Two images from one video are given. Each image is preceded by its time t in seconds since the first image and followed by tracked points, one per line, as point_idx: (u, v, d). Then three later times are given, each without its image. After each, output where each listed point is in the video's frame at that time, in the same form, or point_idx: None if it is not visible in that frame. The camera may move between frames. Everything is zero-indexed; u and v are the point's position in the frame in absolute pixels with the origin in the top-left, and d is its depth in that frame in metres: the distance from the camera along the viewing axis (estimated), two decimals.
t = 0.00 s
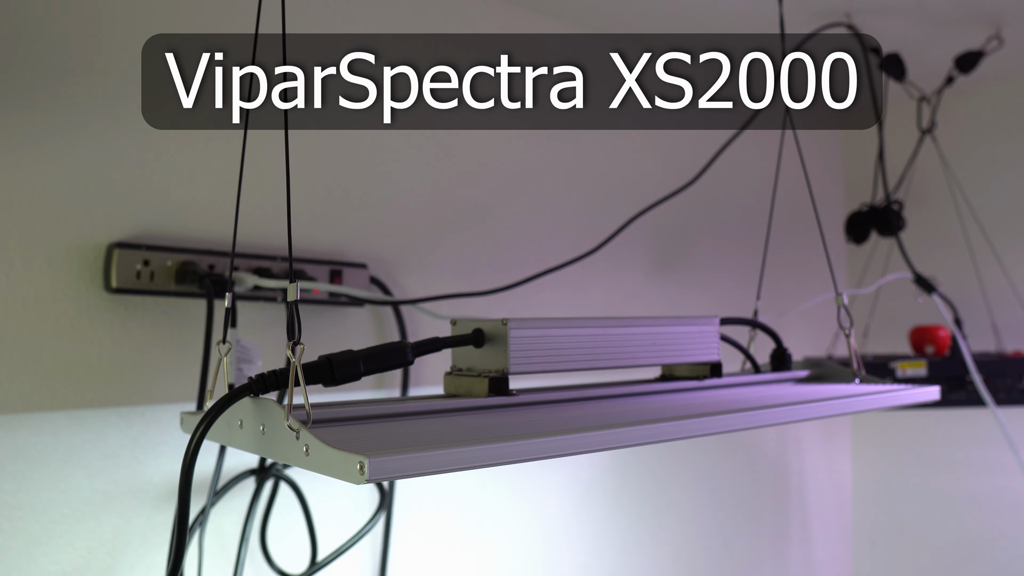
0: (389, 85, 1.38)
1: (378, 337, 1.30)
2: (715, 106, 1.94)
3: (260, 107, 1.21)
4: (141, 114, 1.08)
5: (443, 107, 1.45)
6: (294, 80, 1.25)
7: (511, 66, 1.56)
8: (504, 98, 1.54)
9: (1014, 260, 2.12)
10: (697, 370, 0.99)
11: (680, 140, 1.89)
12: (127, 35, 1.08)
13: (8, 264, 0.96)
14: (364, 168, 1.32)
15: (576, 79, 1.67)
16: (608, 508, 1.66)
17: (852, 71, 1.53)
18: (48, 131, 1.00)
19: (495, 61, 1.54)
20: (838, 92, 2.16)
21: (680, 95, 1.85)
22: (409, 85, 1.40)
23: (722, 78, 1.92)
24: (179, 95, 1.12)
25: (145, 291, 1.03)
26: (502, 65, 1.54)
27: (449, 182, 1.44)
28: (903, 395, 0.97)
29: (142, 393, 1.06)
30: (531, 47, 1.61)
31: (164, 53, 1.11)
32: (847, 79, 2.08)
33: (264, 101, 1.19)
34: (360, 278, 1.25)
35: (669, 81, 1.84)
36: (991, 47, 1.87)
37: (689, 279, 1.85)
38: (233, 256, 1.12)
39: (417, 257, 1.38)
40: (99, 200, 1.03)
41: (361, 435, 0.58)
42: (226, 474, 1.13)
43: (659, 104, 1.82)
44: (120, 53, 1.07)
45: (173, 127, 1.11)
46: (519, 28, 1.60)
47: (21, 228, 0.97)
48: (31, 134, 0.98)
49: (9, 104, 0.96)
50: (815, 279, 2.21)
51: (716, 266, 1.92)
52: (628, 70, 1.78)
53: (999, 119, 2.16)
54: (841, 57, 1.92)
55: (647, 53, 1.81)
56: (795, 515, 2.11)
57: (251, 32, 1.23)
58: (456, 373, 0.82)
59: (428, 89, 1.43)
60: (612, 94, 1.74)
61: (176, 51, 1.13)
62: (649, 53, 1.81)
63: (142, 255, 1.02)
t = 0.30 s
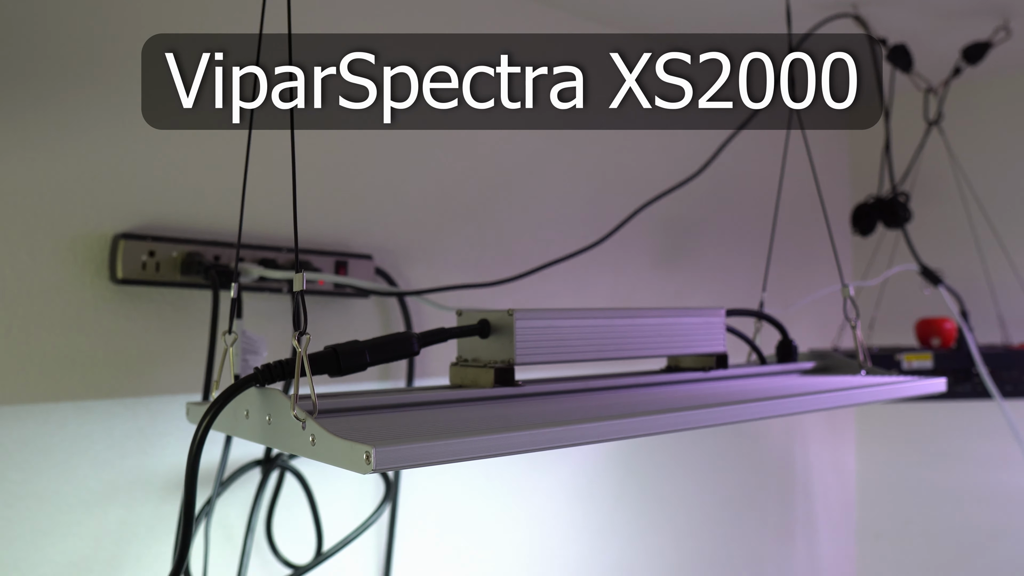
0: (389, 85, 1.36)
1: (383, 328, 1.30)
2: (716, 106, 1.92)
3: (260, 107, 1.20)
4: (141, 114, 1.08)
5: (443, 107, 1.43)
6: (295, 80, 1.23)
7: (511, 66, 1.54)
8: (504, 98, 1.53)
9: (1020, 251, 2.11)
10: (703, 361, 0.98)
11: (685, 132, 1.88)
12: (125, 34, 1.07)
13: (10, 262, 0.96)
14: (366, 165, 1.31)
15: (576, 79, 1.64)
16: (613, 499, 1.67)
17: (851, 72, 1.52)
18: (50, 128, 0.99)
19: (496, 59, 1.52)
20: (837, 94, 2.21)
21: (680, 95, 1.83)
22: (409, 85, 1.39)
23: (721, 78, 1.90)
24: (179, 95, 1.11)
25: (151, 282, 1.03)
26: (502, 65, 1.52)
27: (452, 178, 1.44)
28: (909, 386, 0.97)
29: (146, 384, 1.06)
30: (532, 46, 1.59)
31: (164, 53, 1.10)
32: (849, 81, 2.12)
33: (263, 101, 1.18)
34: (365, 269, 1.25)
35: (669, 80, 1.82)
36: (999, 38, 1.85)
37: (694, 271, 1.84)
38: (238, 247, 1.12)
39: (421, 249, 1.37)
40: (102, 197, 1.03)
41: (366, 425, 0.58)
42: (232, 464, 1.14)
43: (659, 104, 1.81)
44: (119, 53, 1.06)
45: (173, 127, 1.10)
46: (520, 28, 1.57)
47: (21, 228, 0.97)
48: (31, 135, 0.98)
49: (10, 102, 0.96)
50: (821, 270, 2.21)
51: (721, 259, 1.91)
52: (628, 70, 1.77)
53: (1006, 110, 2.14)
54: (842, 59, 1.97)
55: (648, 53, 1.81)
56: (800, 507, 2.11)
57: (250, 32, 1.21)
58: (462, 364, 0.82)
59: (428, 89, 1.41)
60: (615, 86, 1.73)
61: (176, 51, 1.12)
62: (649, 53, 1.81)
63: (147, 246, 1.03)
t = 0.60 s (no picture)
0: (389, 85, 1.35)
1: (382, 319, 1.30)
2: (715, 106, 1.92)
3: (260, 107, 1.19)
4: (141, 113, 1.07)
5: (443, 107, 1.43)
6: (295, 80, 1.22)
7: (511, 66, 1.53)
8: (504, 99, 1.52)
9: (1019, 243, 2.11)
10: (702, 352, 0.99)
11: (685, 124, 1.87)
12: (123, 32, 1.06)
13: (9, 257, 0.96)
14: (365, 160, 1.31)
15: (576, 79, 1.64)
16: (612, 489, 1.67)
17: (850, 72, 1.51)
18: (47, 121, 0.99)
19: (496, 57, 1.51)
20: (837, 94, 2.21)
21: (680, 95, 1.83)
22: (409, 85, 1.38)
23: (721, 78, 1.90)
24: (179, 95, 1.11)
25: (149, 273, 1.03)
26: (502, 65, 1.52)
27: (451, 174, 1.43)
28: (908, 377, 0.98)
29: (146, 375, 1.06)
30: (532, 43, 1.58)
31: (164, 53, 1.10)
32: (850, 80, 2.15)
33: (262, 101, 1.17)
34: (364, 260, 1.25)
35: (669, 80, 1.82)
36: (999, 29, 1.84)
37: (693, 263, 1.84)
38: (237, 238, 1.12)
39: (420, 242, 1.37)
40: (100, 191, 1.02)
41: (365, 415, 0.58)
42: (231, 456, 1.14)
43: (659, 104, 1.80)
44: (118, 52, 1.06)
45: (172, 126, 1.10)
46: (521, 27, 1.56)
47: (20, 224, 0.96)
48: (30, 132, 0.97)
49: (7, 96, 0.95)
50: (820, 262, 2.21)
51: (720, 251, 1.91)
52: (628, 71, 1.76)
53: (1006, 102, 2.13)
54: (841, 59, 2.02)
55: (648, 53, 1.80)
56: (798, 499, 2.12)
57: (250, 32, 1.20)
58: (461, 355, 0.82)
59: (428, 89, 1.40)
60: (615, 80, 1.73)
61: (176, 51, 1.11)
62: (649, 53, 1.80)
63: (146, 237, 1.02)
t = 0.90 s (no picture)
0: (389, 85, 1.35)
1: (383, 312, 1.30)
2: (715, 107, 1.92)
3: (259, 105, 1.19)
4: (141, 111, 1.07)
5: (443, 107, 1.42)
6: (295, 80, 1.22)
7: (511, 66, 1.53)
8: (504, 99, 1.52)
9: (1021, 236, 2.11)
10: (703, 345, 0.98)
11: (686, 118, 1.86)
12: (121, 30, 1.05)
13: (7, 251, 0.95)
14: (366, 155, 1.30)
15: (576, 79, 1.63)
16: (614, 481, 1.68)
17: (851, 71, 1.50)
18: (46, 117, 0.98)
19: (496, 55, 1.51)
20: (837, 94, 2.20)
21: (680, 95, 1.82)
22: (409, 85, 1.38)
23: (722, 78, 1.89)
24: (179, 95, 1.10)
25: (150, 266, 1.02)
26: (502, 65, 1.51)
27: (451, 170, 1.43)
28: (909, 370, 0.97)
29: (146, 369, 1.06)
30: (533, 38, 1.57)
31: (163, 51, 1.09)
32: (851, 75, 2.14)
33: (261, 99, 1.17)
34: (365, 253, 1.24)
35: (669, 80, 1.81)
36: (1001, 22, 1.84)
37: (695, 256, 1.84)
38: (237, 231, 1.11)
39: (421, 235, 1.37)
40: (100, 187, 1.02)
41: (366, 408, 0.58)
42: (231, 449, 1.14)
43: (659, 104, 1.80)
44: (116, 51, 1.05)
45: (172, 124, 1.09)
46: (521, 27, 1.56)
47: (18, 222, 0.96)
48: (28, 129, 0.97)
49: (6, 92, 0.95)
50: (821, 255, 2.20)
51: (721, 244, 1.91)
52: (628, 70, 1.75)
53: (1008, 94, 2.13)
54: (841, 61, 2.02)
55: (647, 53, 1.80)
56: (798, 492, 2.12)
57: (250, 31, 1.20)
58: (461, 347, 0.82)
59: (428, 89, 1.40)
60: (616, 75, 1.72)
61: (175, 48, 1.10)
62: (649, 53, 1.80)
63: (146, 230, 1.02)
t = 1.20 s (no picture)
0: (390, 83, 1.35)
1: (382, 309, 1.30)
2: (716, 107, 1.91)
3: (259, 102, 1.19)
4: (141, 109, 1.07)
5: (443, 105, 1.42)
6: (295, 78, 1.21)
7: (512, 63, 1.53)
8: (504, 97, 1.52)
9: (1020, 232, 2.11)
10: (702, 342, 0.98)
11: (686, 115, 1.86)
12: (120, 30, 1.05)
13: (7, 251, 0.95)
14: (365, 152, 1.30)
15: (576, 78, 1.63)
16: (614, 478, 1.68)
17: (852, 69, 1.50)
18: (45, 114, 0.98)
19: (495, 54, 1.50)
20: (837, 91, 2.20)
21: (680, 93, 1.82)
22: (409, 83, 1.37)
23: (722, 78, 1.89)
24: (179, 95, 1.10)
25: (149, 263, 1.02)
26: (502, 63, 1.51)
27: (451, 167, 1.43)
28: (909, 366, 0.97)
29: (146, 366, 1.06)
30: (533, 36, 1.57)
31: (163, 48, 1.09)
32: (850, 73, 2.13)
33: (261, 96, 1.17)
34: (364, 250, 1.24)
35: (669, 80, 1.80)
36: (1001, 19, 1.83)
37: (695, 253, 1.84)
38: (236, 227, 1.11)
39: (420, 232, 1.37)
40: (100, 184, 1.02)
41: (365, 404, 0.58)
42: (231, 445, 1.14)
43: (659, 104, 1.79)
44: (116, 50, 1.05)
45: (172, 121, 1.09)
46: (520, 26, 1.55)
47: (18, 221, 0.96)
48: (27, 128, 0.97)
49: (6, 90, 0.95)
50: (821, 252, 2.20)
51: (721, 241, 1.91)
52: (628, 70, 1.75)
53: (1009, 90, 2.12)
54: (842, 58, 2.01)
55: (647, 53, 1.79)
56: (798, 489, 2.12)
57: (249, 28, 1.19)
58: (461, 344, 0.82)
59: (428, 87, 1.40)
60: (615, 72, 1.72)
61: (175, 46, 1.10)
62: (649, 53, 1.79)
63: (145, 227, 1.02)
